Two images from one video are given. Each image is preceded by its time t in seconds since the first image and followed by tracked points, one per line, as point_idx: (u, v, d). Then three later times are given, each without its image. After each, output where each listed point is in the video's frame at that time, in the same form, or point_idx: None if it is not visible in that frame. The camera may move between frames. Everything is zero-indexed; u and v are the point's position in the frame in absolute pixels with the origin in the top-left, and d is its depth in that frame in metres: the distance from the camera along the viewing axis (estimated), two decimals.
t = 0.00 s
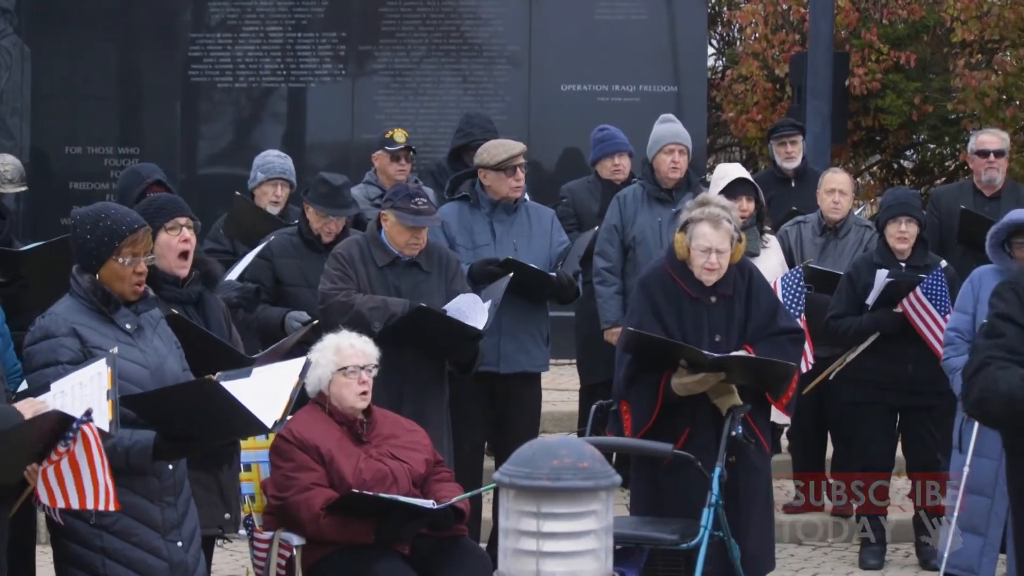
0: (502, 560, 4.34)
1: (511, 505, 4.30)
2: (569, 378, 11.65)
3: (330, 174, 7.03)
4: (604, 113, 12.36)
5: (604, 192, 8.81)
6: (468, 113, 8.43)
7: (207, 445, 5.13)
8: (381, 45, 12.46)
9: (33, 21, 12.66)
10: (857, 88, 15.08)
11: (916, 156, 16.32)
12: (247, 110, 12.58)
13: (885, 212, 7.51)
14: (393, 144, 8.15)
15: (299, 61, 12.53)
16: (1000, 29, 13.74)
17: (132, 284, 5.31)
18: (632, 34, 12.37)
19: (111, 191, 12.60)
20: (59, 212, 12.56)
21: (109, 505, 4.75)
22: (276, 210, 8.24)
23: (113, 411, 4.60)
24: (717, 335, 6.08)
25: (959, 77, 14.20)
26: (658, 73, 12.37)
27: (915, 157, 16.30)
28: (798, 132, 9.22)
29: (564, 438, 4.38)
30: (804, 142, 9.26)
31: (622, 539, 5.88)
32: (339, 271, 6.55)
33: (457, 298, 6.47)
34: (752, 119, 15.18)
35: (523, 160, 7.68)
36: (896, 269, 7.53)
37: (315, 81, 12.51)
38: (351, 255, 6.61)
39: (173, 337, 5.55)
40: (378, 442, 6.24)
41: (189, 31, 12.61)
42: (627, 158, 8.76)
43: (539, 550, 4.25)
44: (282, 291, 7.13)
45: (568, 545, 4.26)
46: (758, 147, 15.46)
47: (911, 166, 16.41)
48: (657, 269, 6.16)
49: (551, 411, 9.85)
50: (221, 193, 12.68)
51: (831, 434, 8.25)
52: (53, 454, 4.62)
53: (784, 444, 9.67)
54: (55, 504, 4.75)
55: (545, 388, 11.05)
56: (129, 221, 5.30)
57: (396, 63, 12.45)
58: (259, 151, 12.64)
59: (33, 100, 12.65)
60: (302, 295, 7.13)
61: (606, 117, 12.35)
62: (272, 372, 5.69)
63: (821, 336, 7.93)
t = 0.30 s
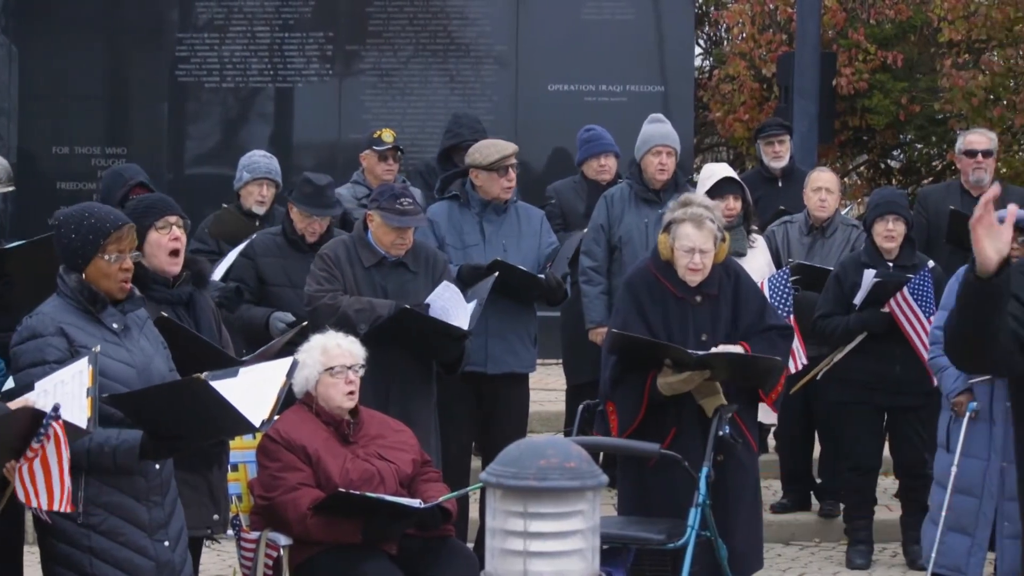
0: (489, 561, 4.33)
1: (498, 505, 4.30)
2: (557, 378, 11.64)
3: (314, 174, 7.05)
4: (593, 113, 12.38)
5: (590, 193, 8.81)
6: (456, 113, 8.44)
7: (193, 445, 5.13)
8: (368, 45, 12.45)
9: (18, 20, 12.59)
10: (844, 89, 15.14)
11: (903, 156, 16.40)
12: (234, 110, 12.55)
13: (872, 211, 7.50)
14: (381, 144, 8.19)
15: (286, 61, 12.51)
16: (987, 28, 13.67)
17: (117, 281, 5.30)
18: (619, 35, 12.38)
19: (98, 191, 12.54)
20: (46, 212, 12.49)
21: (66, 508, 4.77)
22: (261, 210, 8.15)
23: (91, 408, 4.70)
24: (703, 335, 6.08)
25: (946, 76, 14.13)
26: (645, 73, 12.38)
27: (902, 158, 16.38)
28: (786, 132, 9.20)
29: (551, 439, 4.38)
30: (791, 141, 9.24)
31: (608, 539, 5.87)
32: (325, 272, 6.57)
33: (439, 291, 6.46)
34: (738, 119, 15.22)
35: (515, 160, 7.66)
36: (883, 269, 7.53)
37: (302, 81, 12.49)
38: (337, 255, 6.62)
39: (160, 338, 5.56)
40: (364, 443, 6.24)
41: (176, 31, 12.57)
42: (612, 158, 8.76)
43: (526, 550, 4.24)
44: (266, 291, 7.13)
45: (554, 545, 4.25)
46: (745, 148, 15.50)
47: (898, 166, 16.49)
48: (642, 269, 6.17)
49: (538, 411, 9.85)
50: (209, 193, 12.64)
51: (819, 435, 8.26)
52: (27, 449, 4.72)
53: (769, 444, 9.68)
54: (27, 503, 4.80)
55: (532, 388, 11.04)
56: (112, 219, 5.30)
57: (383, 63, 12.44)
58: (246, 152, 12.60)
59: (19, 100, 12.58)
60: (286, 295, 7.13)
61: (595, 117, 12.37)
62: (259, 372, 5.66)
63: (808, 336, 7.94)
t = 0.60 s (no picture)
0: (471, 561, 4.32)
1: (481, 506, 4.30)
2: (540, 378, 11.54)
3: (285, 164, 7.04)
4: (575, 113, 12.28)
5: (572, 192, 8.82)
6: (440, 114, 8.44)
7: (176, 443, 5.15)
8: (351, 45, 12.30)
9: None
10: (827, 88, 15.23)
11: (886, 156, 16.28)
12: (217, 110, 12.37)
13: (855, 211, 7.51)
14: (364, 143, 8.22)
15: (269, 61, 12.35)
16: (971, 28, 13.24)
17: (99, 281, 5.27)
18: (603, 35, 12.30)
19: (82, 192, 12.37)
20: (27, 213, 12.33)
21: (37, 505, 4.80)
22: (243, 210, 8.18)
23: (74, 405, 4.78)
24: (686, 334, 6.07)
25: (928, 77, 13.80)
26: (628, 73, 12.30)
27: (884, 158, 16.26)
28: (769, 131, 9.22)
29: (532, 439, 4.38)
30: (775, 140, 9.27)
31: (591, 539, 5.87)
32: (308, 272, 6.58)
33: (423, 287, 6.48)
34: (721, 119, 15.15)
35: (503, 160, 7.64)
36: (866, 268, 7.53)
37: (285, 81, 12.35)
38: (320, 255, 6.63)
39: (142, 337, 5.57)
40: (347, 442, 6.25)
41: (158, 31, 12.36)
42: (595, 159, 8.76)
43: (509, 550, 4.24)
44: (247, 290, 7.13)
45: (537, 545, 4.25)
46: (728, 148, 15.47)
47: (881, 166, 16.37)
48: (624, 269, 6.17)
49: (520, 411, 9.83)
50: (192, 194, 12.43)
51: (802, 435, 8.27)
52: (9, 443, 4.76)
53: (752, 444, 9.69)
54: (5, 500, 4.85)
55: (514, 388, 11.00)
56: (92, 218, 5.28)
57: (366, 62, 12.30)
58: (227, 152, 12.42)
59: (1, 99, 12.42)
60: (267, 293, 7.14)
61: (577, 117, 12.28)
62: (240, 371, 5.67)
63: (792, 336, 7.94)
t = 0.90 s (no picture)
0: (452, 561, 4.30)
1: (462, 505, 4.28)
2: (522, 378, 11.57)
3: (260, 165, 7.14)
4: (557, 113, 12.24)
5: (554, 193, 8.83)
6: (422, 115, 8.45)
7: (158, 441, 5.14)
8: (332, 45, 12.26)
9: None
10: (809, 88, 15.14)
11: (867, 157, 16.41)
12: (199, 110, 12.34)
13: (835, 211, 7.52)
14: (345, 143, 8.21)
15: (250, 61, 12.31)
16: (952, 28, 13.42)
17: (81, 279, 5.28)
18: (585, 35, 12.23)
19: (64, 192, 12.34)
20: (10, 213, 12.31)
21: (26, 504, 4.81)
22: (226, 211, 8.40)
23: (59, 406, 4.76)
24: (666, 334, 6.08)
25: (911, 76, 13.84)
26: (610, 73, 12.22)
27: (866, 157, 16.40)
28: (750, 130, 9.24)
29: (514, 440, 4.37)
30: (756, 139, 9.27)
31: (572, 539, 5.88)
32: (290, 272, 6.58)
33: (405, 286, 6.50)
34: (703, 119, 15.16)
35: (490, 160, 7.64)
36: (848, 268, 7.53)
37: (267, 81, 12.30)
38: (301, 255, 6.63)
39: (123, 337, 5.55)
40: (328, 442, 6.25)
41: (140, 32, 12.34)
42: (576, 160, 8.76)
43: (490, 550, 4.23)
44: (227, 289, 7.14)
45: (519, 545, 4.24)
46: (710, 147, 15.52)
47: (863, 166, 16.56)
48: (606, 269, 6.16)
49: (503, 411, 9.83)
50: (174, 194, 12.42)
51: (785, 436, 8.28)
52: None
53: (733, 444, 9.70)
54: None
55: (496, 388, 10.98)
56: (72, 217, 5.31)
57: (347, 63, 12.25)
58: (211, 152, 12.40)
59: None
60: (247, 293, 7.15)
61: (559, 118, 12.24)
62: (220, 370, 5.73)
63: (774, 337, 7.95)
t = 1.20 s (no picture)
0: (440, 561, 4.20)
1: (451, 506, 4.19)
2: (510, 378, 11.59)
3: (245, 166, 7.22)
4: (544, 114, 12.18)
5: (543, 193, 8.83)
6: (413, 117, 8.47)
7: (146, 442, 5.14)
8: (321, 46, 12.22)
9: None
10: (798, 89, 15.26)
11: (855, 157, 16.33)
12: (187, 111, 12.31)
13: (824, 211, 7.51)
14: (334, 144, 8.23)
15: (239, 62, 12.28)
16: (941, 29, 13.51)
17: (70, 281, 5.27)
18: (572, 35, 12.15)
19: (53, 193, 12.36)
20: None
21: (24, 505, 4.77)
22: (218, 211, 8.40)
23: (51, 407, 4.75)
24: (654, 334, 6.08)
25: (900, 77, 13.83)
26: (599, 73, 12.17)
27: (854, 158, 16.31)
28: (738, 130, 9.23)
29: (503, 440, 4.28)
30: (744, 139, 9.27)
31: (561, 539, 5.88)
32: (279, 272, 6.60)
33: (394, 288, 6.53)
34: (691, 120, 15.25)
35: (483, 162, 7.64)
36: (836, 269, 7.53)
37: (255, 82, 12.27)
38: (290, 256, 6.65)
39: (111, 338, 5.55)
40: (317, 442, 6.26)
41: (129, 33, 12.34)
42: (565, 160, 8.76)
43: (479, 550, 4.12)
44: (214, 288, 7.20)
45: (509, 545, 4.14)
46: (698, 148, 15.57)
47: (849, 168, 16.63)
48: (595, 269, 6.17)
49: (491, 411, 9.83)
50: (162, 195, 12.41)
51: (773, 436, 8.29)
52: None
53: (723, 444, 9.70)
54: None
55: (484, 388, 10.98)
56: (64, 220, 5.28)
57: (335, 64, 12.20)
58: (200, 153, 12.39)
59: None
60: (233, 291, 7.22)
61: (546, 117, 12.18)
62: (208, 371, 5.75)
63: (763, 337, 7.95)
